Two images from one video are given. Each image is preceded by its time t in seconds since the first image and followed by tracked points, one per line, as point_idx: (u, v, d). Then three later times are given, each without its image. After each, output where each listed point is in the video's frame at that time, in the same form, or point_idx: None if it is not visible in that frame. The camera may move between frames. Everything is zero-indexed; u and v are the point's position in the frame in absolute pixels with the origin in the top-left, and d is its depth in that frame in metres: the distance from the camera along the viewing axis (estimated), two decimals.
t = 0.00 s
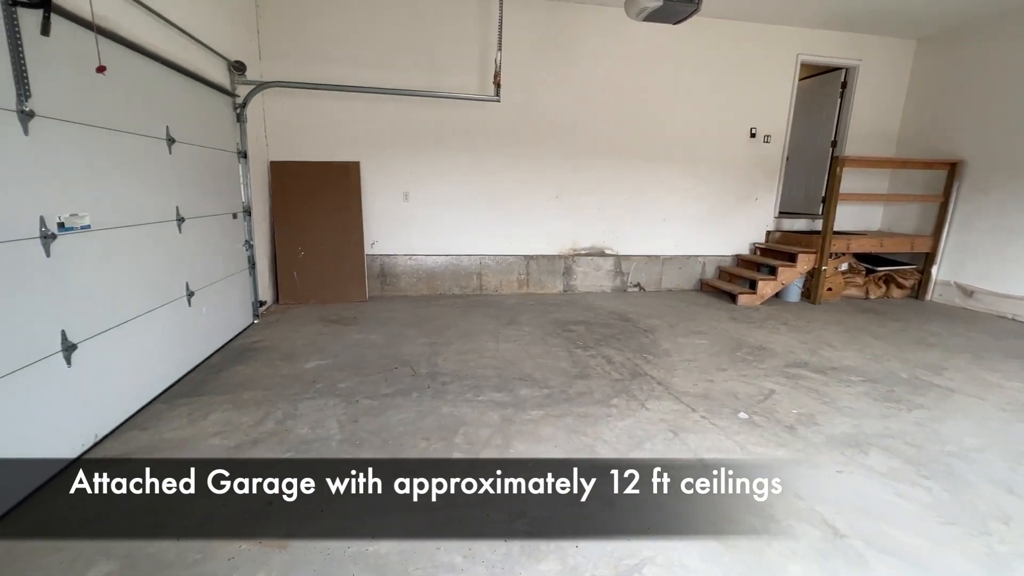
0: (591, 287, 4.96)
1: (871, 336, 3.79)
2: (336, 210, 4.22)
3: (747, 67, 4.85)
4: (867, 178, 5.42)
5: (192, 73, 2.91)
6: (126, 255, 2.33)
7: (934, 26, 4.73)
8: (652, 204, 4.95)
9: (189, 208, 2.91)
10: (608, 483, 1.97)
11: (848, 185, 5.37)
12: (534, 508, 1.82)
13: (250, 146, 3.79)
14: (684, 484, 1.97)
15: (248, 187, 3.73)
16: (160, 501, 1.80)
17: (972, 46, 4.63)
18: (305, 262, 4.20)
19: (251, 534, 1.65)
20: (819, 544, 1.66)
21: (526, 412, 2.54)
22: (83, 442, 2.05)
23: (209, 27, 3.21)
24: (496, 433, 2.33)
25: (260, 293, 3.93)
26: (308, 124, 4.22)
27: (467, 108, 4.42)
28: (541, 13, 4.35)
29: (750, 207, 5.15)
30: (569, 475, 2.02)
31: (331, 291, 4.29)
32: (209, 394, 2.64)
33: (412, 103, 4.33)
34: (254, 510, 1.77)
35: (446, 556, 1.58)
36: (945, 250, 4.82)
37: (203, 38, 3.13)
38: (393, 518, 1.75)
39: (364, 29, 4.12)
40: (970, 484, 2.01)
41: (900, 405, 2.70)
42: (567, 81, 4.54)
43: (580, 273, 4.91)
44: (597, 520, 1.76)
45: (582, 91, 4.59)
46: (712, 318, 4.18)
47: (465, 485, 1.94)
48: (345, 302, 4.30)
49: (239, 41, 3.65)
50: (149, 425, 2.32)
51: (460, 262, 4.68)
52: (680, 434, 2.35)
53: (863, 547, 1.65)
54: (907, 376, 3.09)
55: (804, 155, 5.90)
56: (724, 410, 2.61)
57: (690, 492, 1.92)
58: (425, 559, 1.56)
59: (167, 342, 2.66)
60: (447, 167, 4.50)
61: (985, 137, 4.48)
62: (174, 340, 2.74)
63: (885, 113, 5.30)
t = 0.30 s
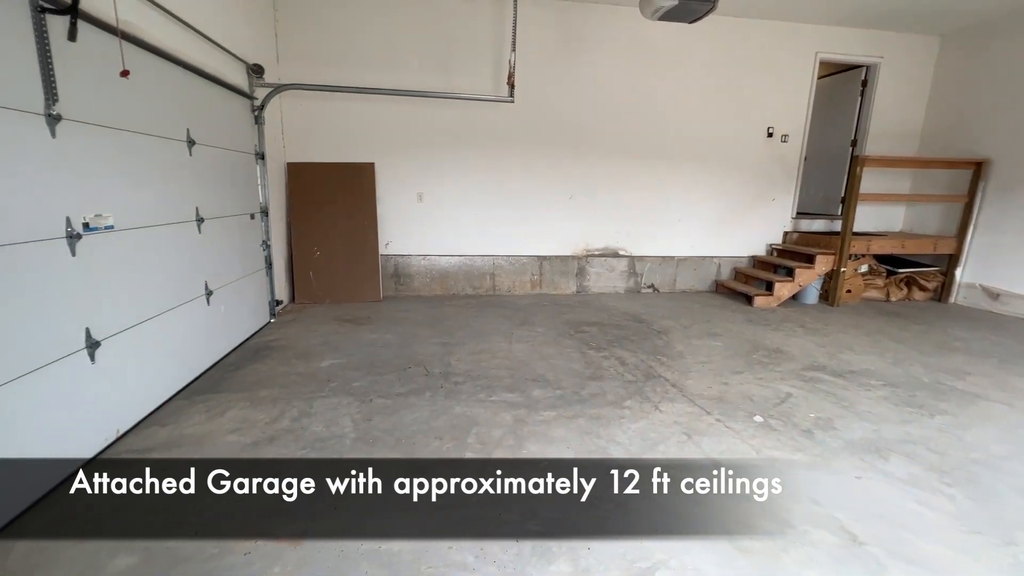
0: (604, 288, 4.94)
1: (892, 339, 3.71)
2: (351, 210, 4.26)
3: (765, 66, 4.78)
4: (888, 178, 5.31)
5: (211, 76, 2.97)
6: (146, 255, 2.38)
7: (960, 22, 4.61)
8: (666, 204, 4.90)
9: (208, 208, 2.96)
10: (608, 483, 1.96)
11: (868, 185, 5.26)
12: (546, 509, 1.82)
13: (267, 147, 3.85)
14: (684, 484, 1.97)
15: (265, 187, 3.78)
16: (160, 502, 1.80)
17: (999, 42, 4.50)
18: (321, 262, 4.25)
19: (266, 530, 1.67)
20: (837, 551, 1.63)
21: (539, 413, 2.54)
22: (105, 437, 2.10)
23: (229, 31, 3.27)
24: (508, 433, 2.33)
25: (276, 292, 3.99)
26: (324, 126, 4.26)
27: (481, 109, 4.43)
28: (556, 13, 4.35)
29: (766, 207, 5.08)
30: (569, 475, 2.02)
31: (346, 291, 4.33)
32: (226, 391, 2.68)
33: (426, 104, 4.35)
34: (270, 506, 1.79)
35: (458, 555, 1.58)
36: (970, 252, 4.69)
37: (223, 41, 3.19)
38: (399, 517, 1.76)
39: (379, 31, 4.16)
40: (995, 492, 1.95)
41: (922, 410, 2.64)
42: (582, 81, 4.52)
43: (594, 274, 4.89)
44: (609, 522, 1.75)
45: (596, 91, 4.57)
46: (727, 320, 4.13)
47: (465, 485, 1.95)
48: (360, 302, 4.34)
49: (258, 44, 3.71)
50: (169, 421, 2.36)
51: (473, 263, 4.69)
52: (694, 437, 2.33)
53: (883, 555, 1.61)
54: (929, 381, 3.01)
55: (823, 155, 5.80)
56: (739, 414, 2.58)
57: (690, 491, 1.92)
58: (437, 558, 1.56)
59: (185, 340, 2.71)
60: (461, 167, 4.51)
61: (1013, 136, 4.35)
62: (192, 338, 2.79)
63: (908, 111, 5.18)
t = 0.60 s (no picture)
0: (614, 290, 4.92)
1: (908, 344, 3.64)
2: (362, 213, 4.31)
3: (778, 67, 4.74)
4: (904, 180, 5.23)
5: (227, 82, 3.03)
6: (161, 257, 2.42)
7: (978, 21, 4.53)
8: (677, 207, 4.88)
9: (223, 211, 3.01)
10: (609, 483, 1.98)
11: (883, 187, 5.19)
12: (555, 512, 1.81)
13: (281, 151, 3.90)
14: (687, 485, 1.97)
15: (279, 190, 3.84)
16: (165, 501, 1.83)
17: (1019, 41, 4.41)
18: (333, 264, 4.30)
19: (279, 529, 1.70)
20: (851, 558, 1.60)
21: (548, 415, 2.54)
22: (122, 436, 2.14)
23: (244, 37, 3.33)
24: (518, 435, 2.33)
25: (289, 294, 4.04)
26: (337, 129, 4.31)
27: (492, 112, 4.45)
28: (567, 16, 4.36)
29: (779, 209, 5.03)
30: (571, 476, 2.03)
31: (358, 293, 4.37)
32: (239, 391, 2.72)
33: (438, 107, 4.38)
34: (282, 506, 1.82)
35: (467, 556, 1.59)
36: (989, 255, 4.60)
37: (238, 46, 3.24)
38: (404, 517, 1.77)
39: (391, 36, 4.20)
40: (1016, 501, 1.91)
41: (939, 416, 2.59)
42: (593, 84, 4.52)
43: (604, 276, 4.88)
44: (618, 525, 1.74)
45: (607, 94, 4.56)
46: (739, 323, 4.09)
47: (468, 486, 1.95)
48: (371, 304, 4.37)
49: (272, 50, 3.77)
50: (185, 420, 2.41)
51: (483, 265, 4.71)
52: (705, 441, 2.31)
53: (898, 563, 1.58)
54: (947, 387, 2.95)
55: (837, 157, 5.73)
56: (751, 418, 2.55)
57: (694, 492, 1.93)
58: (446, 559, 1.57)
59: (199, 340, 2.76)
60: (471, 170, 4.53)
61: None
62: (207, 338, 2.84)
63: (925, 112, 5.09)
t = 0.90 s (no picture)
0: (621, 296, 4.91)
1: (919, 351, 3.60)
2: (370, 218, 4.33)
3: (785, 72, 4.73)
4: (914, 185, 5.18)
5: (238, 89, 3.08)
6: (172, 262, 2.45)
7: (988, 25, 4.50)
8: (684, 212, 4.86)
9: (233, 216, 3.05)
10: (608, 484, 2.00)
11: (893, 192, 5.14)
12: (561, 517, 1.81)
13: (290, 157, 3.94)
14: (695, 492, 1.96)
15: (288, 196, 3.87)
16: (174, 502, 1.84)
17: None
18: (340, 270, 4.32)
19: (286, 531, 1.70)
20: (862, 569, 1.58)
21: (555, 421, 2.53)
22: (132, 438, 2.16)
23: (255, 45, 3.38)
24: (524, 440, 2.33)
25: (297, 299, 4.07)
26: (345, 135, 4.35)
27: (499, 118, 4.47)
28: (573, 23, 4.38)
29: (788, 214, 5.00)
30: (577, 481, 2.02)
31: (365, 298, 4.39)
32: (247, 395, 2.74)
33: (445, 114, 4.41)
34: (289, 509, 1.82)
35: (473, 562, 1.58)
36: (1002, 261, 4.53)
37: (249, 54, 3.29)
38: (411, 521, 1.77)
39: (399, 43, 4.24)
40: None
41: (951, 424, 2.55)
42: (599, 90, 4.53)
43: (611, 281, 4.87)
44: (625, 532, 1.73)
45: (614, 100, 4.57)
46: (747, 329, 4.06)
47: (474, 491, 1.95)
48: (378, 309, 4.39)
49: (283, 57, 3.82)
50: (194, 423, 2.43)
51: (490, 270, 4.71)
52: (712, 448, 2.29)
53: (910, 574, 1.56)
54: (959, 394, 2.91)
55: (846, 162, 5.70)
56: (759, 425, 2.53)
57: (702, 499, 1.92)
58: (453, 564, 1.57)
59: (209, 344, 2.79)
60: (478, 175, 4.55)
61: None
62: (216, 342, 2.86)
63: (935, 117, 5.05)
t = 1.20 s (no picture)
0: (625, 305, 4.90)
1: (927, 361, 3.56)
2: (375, 227, 4.36)
3: (788, 83, 4.75)
4: (919, 194, 5.17)
5: (246, 101, 3.12)
6: (179, 272, 2.47)
7: (991, 36, 4.51)
8: (688, 221, 4.87)
9: (239, 226, 3.08)
10: (616, 496, 1.98)
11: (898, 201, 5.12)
12: (565, 529, 1.79)
13: (296, 167, 3.98)
14: (700, 504, 1.94)
15: (294, 206, 3.90)
16: (177, 512, 1.84)
17: None
18: (345, 279, 4.34)
19: (288, 542, 1.70)
20: None
21: (559, 431, 2.52)
22: (136, 448, 2.16)
23: (263, 57, 3.43)
24: (528, 451, 2.32)
25: (302, 307, 4.08)
26: (350, 146, 4.39)
27: (503, 129, 4.50)
28: (577, 36, 4.42)
29: (792, 224, 4.99)
30: (581, 492, 2.00)
31: (370, 307, 4.40)
32: (251, 404, 2.75)
33: (449, 124, 4.44)
34: (291, 519, 1.81)
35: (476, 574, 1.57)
36: (1010, 270, 4.50)
37: (257, 67, 3.34)
38: (413, 533, 1.75)
39: (405, 55, 4.29)
40: None
41: (961, 436, 2.52)
42: (603, 101, 4.56)
43: (615, 291, 4.86)
44: (630, 545, 1.71)
45: (617, 111, 4.60)
46: (752, 339, 4.04)
47: (477, 502, 1.93)
48: (382, 317, 4.40)
49: (290, 69, 3.87)
50: (198, 432, 2.43)
51: (494, 279, 4.72)
52: (718, 459, 2.27)
53: None
54: (968, 406, 2.87)
55: (850, 171, 5.70)
56: (766, 436, 2.51)
57: (707, 511, 1.90)
58: None
59: (214, 353, 2.80)
60: (482, 185, 4.57)
61: None
62: (221, 351, 2.87)
63: (939, 126, 5.05)
